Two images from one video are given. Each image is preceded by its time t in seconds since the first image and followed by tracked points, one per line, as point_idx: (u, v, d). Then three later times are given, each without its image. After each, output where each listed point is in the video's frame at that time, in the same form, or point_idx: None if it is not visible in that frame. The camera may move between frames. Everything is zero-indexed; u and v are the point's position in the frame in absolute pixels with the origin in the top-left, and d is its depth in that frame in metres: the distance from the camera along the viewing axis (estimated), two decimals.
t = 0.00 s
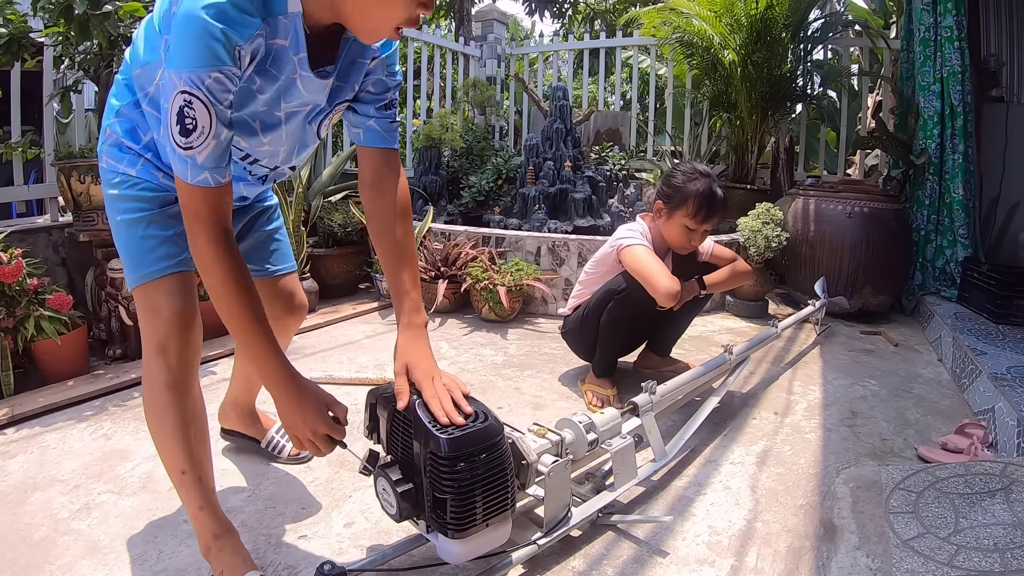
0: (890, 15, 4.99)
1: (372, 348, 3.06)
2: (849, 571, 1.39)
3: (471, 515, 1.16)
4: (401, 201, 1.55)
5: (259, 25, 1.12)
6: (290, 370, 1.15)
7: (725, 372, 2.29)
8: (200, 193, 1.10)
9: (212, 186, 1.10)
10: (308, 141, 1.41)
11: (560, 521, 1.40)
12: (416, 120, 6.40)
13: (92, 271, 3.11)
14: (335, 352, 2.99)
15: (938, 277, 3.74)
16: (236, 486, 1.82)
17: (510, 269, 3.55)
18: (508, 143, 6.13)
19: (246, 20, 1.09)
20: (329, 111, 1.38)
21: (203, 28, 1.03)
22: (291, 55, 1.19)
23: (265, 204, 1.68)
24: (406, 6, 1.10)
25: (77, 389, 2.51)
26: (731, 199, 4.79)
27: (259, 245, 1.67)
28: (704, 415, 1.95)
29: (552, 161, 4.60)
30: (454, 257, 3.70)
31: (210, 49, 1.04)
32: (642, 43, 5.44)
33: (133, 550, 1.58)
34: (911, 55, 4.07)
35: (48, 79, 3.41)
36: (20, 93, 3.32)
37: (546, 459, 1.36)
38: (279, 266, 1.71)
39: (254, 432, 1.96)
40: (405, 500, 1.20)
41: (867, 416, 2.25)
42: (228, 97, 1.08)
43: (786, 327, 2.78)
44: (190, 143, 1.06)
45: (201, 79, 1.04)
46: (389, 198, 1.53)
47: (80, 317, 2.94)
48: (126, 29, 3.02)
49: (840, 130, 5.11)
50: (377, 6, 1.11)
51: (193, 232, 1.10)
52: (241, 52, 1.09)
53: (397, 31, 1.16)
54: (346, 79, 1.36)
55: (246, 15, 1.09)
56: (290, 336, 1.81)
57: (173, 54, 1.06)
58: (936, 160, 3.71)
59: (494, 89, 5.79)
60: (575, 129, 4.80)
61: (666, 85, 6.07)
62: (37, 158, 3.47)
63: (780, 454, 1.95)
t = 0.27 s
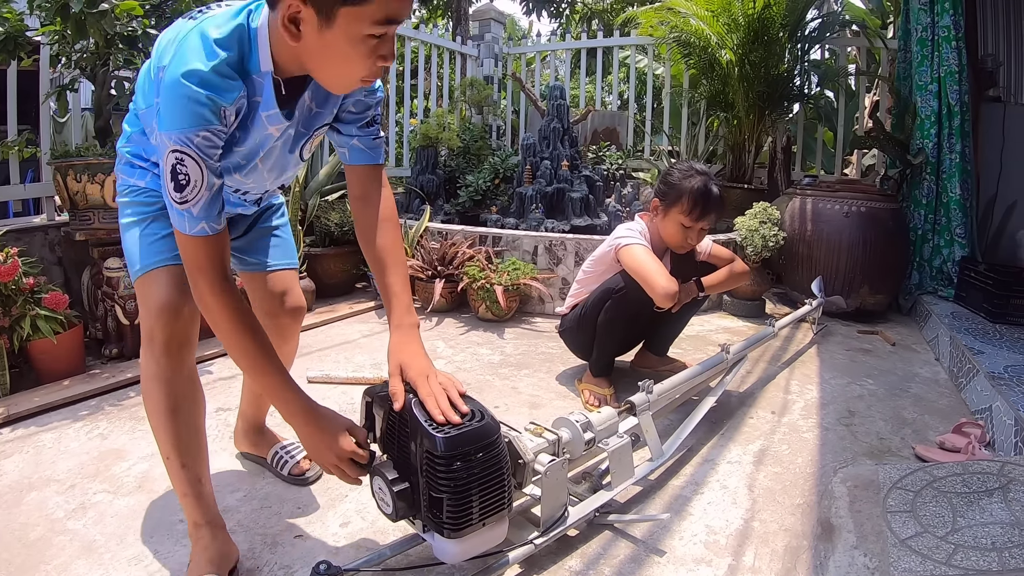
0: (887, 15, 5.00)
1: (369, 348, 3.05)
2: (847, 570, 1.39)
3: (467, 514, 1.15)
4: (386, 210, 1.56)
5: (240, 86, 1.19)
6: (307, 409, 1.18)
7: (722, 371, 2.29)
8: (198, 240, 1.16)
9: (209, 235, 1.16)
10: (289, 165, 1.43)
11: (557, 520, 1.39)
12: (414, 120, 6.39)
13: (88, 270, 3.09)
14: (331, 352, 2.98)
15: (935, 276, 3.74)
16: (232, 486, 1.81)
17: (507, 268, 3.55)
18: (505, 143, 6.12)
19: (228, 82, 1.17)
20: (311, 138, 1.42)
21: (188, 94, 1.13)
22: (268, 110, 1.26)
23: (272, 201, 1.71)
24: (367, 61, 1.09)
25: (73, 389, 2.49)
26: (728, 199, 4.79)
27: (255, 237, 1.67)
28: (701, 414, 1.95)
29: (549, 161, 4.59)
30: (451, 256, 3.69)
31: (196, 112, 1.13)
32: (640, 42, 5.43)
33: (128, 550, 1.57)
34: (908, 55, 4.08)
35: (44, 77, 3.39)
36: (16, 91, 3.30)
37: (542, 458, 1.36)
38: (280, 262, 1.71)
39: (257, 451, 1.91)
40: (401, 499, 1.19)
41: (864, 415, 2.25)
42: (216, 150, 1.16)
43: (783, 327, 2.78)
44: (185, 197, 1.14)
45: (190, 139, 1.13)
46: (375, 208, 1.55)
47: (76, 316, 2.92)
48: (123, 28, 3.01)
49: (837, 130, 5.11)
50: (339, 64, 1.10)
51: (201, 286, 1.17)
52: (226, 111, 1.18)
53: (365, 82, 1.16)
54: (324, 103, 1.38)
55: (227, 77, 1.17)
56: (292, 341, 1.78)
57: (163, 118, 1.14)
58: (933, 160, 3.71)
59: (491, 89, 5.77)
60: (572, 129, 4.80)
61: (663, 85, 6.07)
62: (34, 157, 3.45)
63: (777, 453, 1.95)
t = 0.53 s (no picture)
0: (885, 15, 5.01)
1: (366, 347, 3.04)
2: (846, 571, 1.39)
3: (466, 514, 1.15)
4: (370, 254, 1.66)
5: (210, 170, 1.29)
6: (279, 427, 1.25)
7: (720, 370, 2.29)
8: (146, 315, 1.21)
9: (160, 309, 1.23)
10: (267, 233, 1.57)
11: (555, 520, 1.39)
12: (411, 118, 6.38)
13: (85, 269, 3.08)
14: (328, 351, 2.97)
15: (933, 276, 3.75)
16: (230, 486, 1.81)
17: (504, 267, 3.54)
18: (503, 142, 6.12)
19: (196, 162, 1.26)
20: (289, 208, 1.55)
21: (156, 173, 1.21)
22: (238, 184, 1.37)
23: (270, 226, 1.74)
24: (302, 147, 1.20)
25: (70, 388, 2.48)
26: (725, 198, 4.79)
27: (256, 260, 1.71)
28: (699, 414, 1.94)
29: (546, 160, 4.58)
30: (448, 255, 3.68)
31: (166, 189, 1.21)
32: (637, 42, 5.43)
33: (126, 549, 1.56)
34: (905, 55, 4.09)
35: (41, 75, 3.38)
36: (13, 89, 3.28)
37: (540, 458, 1.36)
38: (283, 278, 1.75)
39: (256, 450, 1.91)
40: (399, 499, 1.18)
41: (862, 415, 2.25)
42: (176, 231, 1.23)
43: (780, 327, 2.78)
44: (140, 274, 1.19)
45: (155, 218, 1.19)
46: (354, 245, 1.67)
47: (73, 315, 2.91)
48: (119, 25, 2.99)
49: (835, 129, 5.11)
50: (277, 145, 1.21)
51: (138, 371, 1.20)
52: (194, 192, 1.26)
53: (302, 164, 1.26)
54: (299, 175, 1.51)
55: (201, 161, 1.27)
56: (304, 355, 1.77)
57: (133, 192, 1.21)
58: (931, 160, 3.72)
59: (488, 88, 5.76)
60: (570, 128, 4.79)
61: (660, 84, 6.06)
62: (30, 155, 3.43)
63: (775, 453, 1.95)
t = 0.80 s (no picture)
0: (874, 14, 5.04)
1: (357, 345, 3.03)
2: (836, 563, 1.38)
3: (460, 511, 1.15)
4: (365, 312, 1.68)
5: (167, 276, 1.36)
6: (180, 519, 1.16)
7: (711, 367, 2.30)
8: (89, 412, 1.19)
9: (111, 407, 1.21)
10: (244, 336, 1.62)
11: (548, 517, 1.39)
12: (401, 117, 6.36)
13: (74, 269, 3.05)
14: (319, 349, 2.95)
15: (921, 273, 3.78)
16: (223, 486, 1.80)
17: (495, 265, 3.54)
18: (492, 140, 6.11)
19: (154, 269, 1.33)
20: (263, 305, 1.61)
21: (116, 277, 1.27)
22: (201, 285, 1.44)
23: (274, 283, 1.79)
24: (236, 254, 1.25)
25: (61, 388, 2.46)
26: (715, 196, 4.80)
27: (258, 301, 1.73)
28: (690, 410, 1.95)
29: (536, 158, 4.58)
30: (439, 253, 3.68)
31: (123, 291, 1.26)
32: (627, 40, 5.43)
33: (119, 551, 1.55)
34: (894, 53, 4.12)
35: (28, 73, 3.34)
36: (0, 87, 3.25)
37: (534, 455, 1.36)
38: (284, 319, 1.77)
39: (251, 445, 1.88)
40: (394, 497, 1.18)
41: (852, 410, 2.26)
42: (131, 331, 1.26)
43: (771, 323, 2.79)
44: (93, 369, 1.19)
45: (109, 317, 1.23)
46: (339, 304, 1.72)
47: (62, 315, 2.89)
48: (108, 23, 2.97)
49: (824, 127, 5.13)
50: (215, 252, 1.27)
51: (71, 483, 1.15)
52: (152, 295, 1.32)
53: (243, 270, 1.31)
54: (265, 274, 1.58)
55: (158, 267, 1.34)
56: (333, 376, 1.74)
57: (90, 295, 1.26)
58: (919, 158, 3.74)
59: (478, 86, 5.75)
60: (560, 126, 4.79)
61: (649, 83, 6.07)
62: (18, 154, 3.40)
63: (765, 449, 1.96)
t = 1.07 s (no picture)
0: (850, 10, 5.09)
1: (338, 342, 3.00)
2: (822, 551, 1.38)
3: (446, 506, 1.13)
4: (347, 301, 1.67)
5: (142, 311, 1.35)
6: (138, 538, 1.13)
7: (693, 360, 2.30)
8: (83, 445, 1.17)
9: (99, 427, 1.19)
10: (230, 361, 1.61)
11: (534, 511, 1.38)
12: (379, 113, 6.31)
13: (52, 269, 2.98)
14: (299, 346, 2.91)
15: (900, 264, 3.83)
16: (207, 487, 1.77)
17: (475, 260, 3.53)
18: (471, 136, 6.09)
19: (128, 307, 1.31)
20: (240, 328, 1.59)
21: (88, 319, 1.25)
22: (178, 318, 1.42)
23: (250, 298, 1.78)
24: (232, 262, 1.26)
25: (39, 391, 2.40)
26: (694, 190, 4.82)
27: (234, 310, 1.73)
28: (673, 403, 1.95)
29: (516, 153, 4.57)
30: (419, 249, 3.65)
31: (98, 331, 1.24)
32: (606, 35, 5.43)
33: (102, 554, 1.51)
34: (872, 48, 4.16)
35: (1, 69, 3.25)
36: None
37: (518, 449, 1.34)
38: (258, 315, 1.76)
39: (235, 447, 1.85)
40: (378, 493, 1.16)
41: (833, 401, 2.28)
42: (111, 368, 1.24)
43: (753, 315, 2.80)
44: (75, 408, 1.16)
45: (89, 352, 1.21)
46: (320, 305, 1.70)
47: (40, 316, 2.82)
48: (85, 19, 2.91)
49: (802, 122, 5.17)
50: (208, 272, 1.27)
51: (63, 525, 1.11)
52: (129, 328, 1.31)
53: (237, 278, 1.32)
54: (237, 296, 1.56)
55: (132, 301, 1.33)
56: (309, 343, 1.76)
57: (66, 338, 1.23)
58: (898, 151, 3.78)
59: (458, 82, 5.72)
60: (539, 122, 4.78)
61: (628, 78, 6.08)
62: None
63: (749, 440, 1.97)
